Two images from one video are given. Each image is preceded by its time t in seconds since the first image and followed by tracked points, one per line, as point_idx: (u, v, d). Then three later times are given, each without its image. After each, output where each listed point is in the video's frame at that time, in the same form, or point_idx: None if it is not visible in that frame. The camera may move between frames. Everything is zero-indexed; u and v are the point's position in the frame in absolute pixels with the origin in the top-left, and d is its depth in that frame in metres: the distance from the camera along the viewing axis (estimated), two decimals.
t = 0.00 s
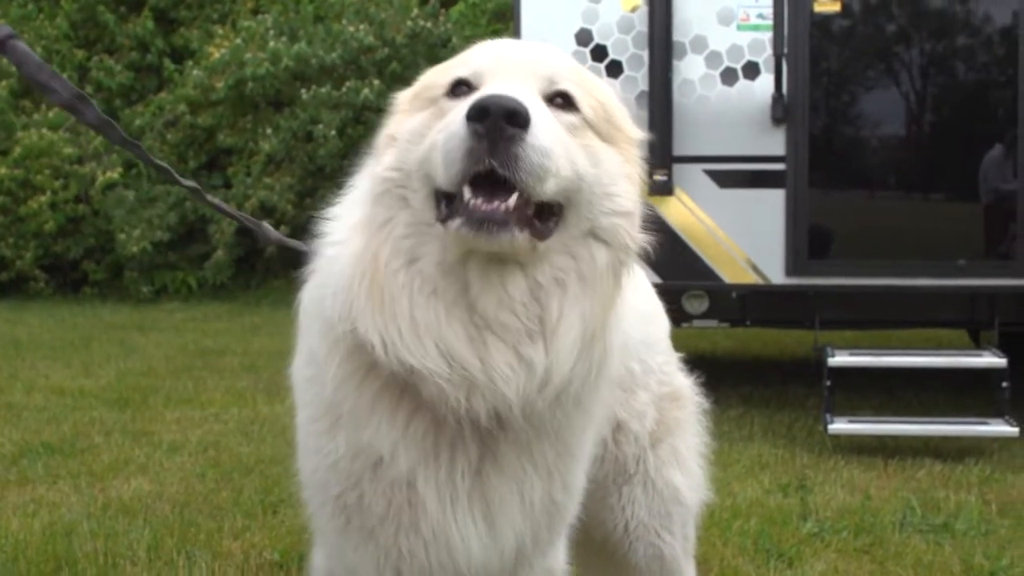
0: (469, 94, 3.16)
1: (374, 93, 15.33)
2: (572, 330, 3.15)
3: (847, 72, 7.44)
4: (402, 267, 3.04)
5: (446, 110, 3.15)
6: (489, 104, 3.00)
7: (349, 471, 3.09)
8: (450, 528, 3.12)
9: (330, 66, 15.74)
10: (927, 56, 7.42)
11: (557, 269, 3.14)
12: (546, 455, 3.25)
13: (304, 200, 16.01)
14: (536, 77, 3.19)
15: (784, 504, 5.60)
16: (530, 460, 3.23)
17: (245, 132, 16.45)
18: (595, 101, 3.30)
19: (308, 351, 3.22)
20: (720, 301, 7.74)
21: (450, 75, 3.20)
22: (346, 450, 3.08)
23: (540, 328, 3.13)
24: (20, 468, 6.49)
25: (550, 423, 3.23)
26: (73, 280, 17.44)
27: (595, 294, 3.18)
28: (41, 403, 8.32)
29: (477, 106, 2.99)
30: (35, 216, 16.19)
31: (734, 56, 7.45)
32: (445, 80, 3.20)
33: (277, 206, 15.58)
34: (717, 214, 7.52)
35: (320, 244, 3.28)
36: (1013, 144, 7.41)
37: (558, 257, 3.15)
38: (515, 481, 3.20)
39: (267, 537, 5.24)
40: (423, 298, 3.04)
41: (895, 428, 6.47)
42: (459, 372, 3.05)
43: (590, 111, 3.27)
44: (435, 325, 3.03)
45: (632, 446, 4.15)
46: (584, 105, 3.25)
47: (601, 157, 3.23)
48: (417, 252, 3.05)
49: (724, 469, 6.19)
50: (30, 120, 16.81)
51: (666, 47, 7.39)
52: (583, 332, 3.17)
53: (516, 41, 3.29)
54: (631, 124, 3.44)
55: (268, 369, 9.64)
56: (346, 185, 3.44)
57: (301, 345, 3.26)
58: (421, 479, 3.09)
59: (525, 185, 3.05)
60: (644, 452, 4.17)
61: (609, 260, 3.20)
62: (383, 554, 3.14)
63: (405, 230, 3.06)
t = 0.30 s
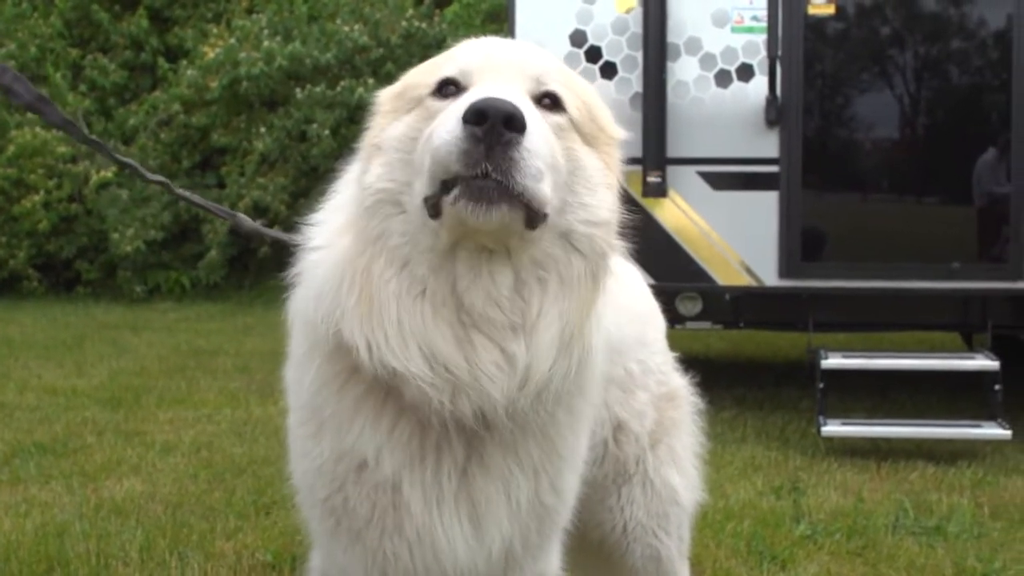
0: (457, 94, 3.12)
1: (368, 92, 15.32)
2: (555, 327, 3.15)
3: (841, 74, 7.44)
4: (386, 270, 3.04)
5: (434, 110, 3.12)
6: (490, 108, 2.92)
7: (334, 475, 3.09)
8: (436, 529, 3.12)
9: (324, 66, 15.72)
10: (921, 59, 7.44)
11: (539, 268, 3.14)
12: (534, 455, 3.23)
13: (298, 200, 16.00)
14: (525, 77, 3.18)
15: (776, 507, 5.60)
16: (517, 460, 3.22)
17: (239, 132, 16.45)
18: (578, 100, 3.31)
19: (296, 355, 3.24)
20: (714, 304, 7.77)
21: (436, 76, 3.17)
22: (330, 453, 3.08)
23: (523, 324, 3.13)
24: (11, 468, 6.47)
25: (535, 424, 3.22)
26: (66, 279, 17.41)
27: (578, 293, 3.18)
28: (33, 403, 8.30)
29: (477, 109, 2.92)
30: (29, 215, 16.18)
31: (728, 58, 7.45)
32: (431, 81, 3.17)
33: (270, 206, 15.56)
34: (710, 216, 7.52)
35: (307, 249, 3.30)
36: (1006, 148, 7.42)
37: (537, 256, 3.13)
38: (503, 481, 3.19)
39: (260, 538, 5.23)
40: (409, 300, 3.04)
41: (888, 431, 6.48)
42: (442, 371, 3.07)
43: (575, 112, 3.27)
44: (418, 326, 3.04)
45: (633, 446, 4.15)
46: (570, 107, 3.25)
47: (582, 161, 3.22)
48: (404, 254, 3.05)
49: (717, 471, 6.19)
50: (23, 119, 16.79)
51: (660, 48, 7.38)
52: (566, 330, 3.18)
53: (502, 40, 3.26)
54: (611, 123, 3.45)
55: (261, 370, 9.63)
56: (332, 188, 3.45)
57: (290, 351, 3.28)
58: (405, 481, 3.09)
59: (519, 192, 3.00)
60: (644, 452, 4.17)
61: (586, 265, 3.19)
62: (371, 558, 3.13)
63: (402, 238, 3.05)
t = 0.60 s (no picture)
0: (450, 97, 3.11)
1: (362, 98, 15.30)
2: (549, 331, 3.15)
3: (835, 78, 7.45)
4: (382, 274, 3.04)
5: (425, 114, 3.11)
6: (485, 110, 2.95)
7: (325, 480, 3.07)
8: (428, 534, 3.10)
9: (319, 72, 15.70)
10: (915, 63, 7.44)
11: (537, 271, 3.15)
12: (526, 460, 3.22)
13: (293, 207, 16.01)
14: (518, 79, 3.16)
15: (773, 511, 5.61)
16: (511, 464, 3.21)
17: (234, 138, 16.45)
18: (571, 101, 3.30)
19: (290, 361, 3.23)
20: (709, 309, 7.81)
21: (427, 79, 3.15)
22: (322, 457, 3.07)
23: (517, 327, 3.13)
24: (7, 475, 6.47)
25: (527, 428, 3.21)
26: (61, 286, 17.41)
27: (576, 296, 3.20)
28: (28, 410, 8.29)
29: (472, 112, 2.95)
30: (25, 222, 16.19)
31: (722, 62, 7.47)
32: (421, 84, 3.15)
33: (266, 213, 15.62)
34: (705, 221, 7.54)
35: (300, 255, 3.29)
36: (1000, 151, 7.40)
37: (540, 260, 3.14)
38: (496, 486, 3.18)
39: (256, 544, 5.23)
40: (404, 303, 3.04)
41: (883, 435, 6.47)
42: (435, 374, 3.06)
43: (569, 112, 3.27)
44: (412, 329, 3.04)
45: (632, 454, 4.15)
46: (563, 106, 3.25)
47: (574, 163, 3.21)
48: (400, 260, 3.05)
49: (714, 476, 6.18)
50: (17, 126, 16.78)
51: (654, 54, 7.40)
52: (561, 333, 3.18)
53: (493, 43, 3.26)
54: (604, 122, 3.44)
55: (257, 376, 9.62)
56: (324, 194, 3.45)
57: (283, 357, 3.28)
58: (397, 486, 3.07)
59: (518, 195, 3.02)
60: (643, 459, 4.17)
61: (584, 267, 3.21)
62: (362, 564, 3.10)
63: (392, 241, 3.04)
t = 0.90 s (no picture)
0: (443, 91, 3.12)
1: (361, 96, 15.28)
2: (548, 328, 3.14)
3: (833, 77, 7.45)
4: (380, 269, 3.02)
5: (419, 108, 3.12)
6: (472, 97, 2.92)
7: (322, 478, 3.06)
8: (426, 532, 3.10)
9: (316, 71, 15.69)
10: (913, 61, 7.44)
11: (530, 264, 3.12)
12: (525, 458, 3.21)
13: (291, 205, 16.01)
14: (511, 73, 3.17)
15: (770, 509, 5.61)
16: (510, 462, 3.20)
17: (232, 136, 16.36)
18: (565, 98, 3.32)
19: (289, 359, 3.22)
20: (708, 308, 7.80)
21: (421, 75, 3.18)
22: (320, 456, 3.06)
23: (515, 324, 3.11)
24: (5, 473, 6.47)
25: (526, 426, 3.20)
26: (59, 284, 17.41)
27: (569, 291, 3.16)
28: (26, 408, 8.29)
29: (460, 100, 2.92)
30: (23, 221, 16.18)
31: (720, 61, 7.46)
32: (416, 80, 3.18)
33: (264, 211, 15.62)
34: (704, 220, 7.53)
35: (300, 252, 3.28)
36: (998, 150, 7.44)
37: (529, 251, 3.11)
38: (495, 484, 3.18)
39: (255, 542, 5.23)
40: (402, 299, 3.03)
41: (882, 433, 6.47)
42: (434, 371, 3.05)
43: (562, 107, 3.27)
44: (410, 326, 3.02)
45: (631, 453, 4.15)
46: (556, 101, 3.25)
47: (568, 156, 3.22)
48: (399, 255, 3.04)
49: (712, 475, 6.18)
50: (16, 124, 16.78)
51: (653, 53, 7.41)
52: (559, 331, 3.17)
53: (489, 39, 3.27)
54: (599, 119, 3.45)
55: (255, 374, 9.62)
56: (322, 195, 3.44)
57: (281, 357, 3.27)
58: (395, 485, 3.07)
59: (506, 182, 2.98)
60: (642, 459, 4.18)
61: (579, 264, 3.18)
62: (361, 563, 3.10)
63: (393, 237, 3.03)
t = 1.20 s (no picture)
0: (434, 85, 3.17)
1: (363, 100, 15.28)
2: (541, 324, 3.12)
3: (835, 79, 7.45)
4: (375, 265, 3.02)
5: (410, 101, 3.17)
6: (453, 81, 2.96)
7: (322, 481, 3.07)
8: (426, 535, 3.08)
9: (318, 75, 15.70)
10: (916, 63, 7.44)
11: (518, 259, 3.10)
12: (526, 460, 3.20)
13: (294, 209, 16.02)
14: (503, 68, 3.20)
15: (775, 512, 5.61)
16: (509, 465, 3.18)
17: (234, 140, 16.37)
18: (561, 95, 3.33)
19: (291, 363, 3.23)
20: (710, 310, 7.80)
21: (414, 71, 3.23)
22: (321, 459, 3.06)
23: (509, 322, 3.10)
24: (9, 478, 6.48)
25: (526, 427, 3.19)
26: (62, 288, 17.43)
27: (563, 288, 3.13)
28: (30, 414, 8.29)
29: (442, 84, 2.96)
30: (27, 226, 16.20)
31: (722, 64, 7.46)
32: (408, 77, 3.23)
33: (267, 215, 15.63)
34: (706, 222, 7.52)
35: (300, 256, 3.29)
36: (1000, 151, 7.41)
37: (519, 244, 3.10)
38: (496, 487, 3.16)
39: (259, 548, 5.22)
40: (396, 294, 3.03)
41: (886, 435, 6.47)
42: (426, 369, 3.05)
43: (556, 104, 3.27)
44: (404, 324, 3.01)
45: (635, 457, 4.15)
46: (550, 96, 3.26)
47: (561, 150, 3.22)
48: (395, 249, 3.03)
49: (717, 479, 6.17)
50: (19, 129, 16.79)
51: (655, 56, 7.40)
52: (556, 328, 3.14)
53: (484, 37, 3.30)
54: (597, 120, 3.45)
55: (258, 379, 9.62)
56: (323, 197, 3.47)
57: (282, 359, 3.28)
58: (395, 486, 3.06)
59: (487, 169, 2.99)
60: (646, 463, 4.18)
61: (572, 261, 3.15)
62: (363, 566, 3.09)
63: (388, 233, 3.03)
